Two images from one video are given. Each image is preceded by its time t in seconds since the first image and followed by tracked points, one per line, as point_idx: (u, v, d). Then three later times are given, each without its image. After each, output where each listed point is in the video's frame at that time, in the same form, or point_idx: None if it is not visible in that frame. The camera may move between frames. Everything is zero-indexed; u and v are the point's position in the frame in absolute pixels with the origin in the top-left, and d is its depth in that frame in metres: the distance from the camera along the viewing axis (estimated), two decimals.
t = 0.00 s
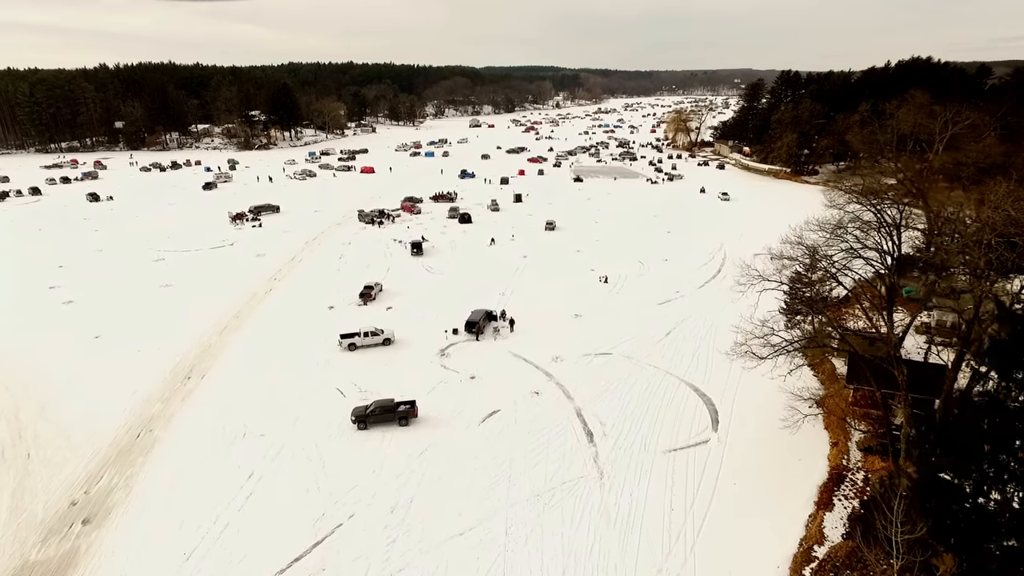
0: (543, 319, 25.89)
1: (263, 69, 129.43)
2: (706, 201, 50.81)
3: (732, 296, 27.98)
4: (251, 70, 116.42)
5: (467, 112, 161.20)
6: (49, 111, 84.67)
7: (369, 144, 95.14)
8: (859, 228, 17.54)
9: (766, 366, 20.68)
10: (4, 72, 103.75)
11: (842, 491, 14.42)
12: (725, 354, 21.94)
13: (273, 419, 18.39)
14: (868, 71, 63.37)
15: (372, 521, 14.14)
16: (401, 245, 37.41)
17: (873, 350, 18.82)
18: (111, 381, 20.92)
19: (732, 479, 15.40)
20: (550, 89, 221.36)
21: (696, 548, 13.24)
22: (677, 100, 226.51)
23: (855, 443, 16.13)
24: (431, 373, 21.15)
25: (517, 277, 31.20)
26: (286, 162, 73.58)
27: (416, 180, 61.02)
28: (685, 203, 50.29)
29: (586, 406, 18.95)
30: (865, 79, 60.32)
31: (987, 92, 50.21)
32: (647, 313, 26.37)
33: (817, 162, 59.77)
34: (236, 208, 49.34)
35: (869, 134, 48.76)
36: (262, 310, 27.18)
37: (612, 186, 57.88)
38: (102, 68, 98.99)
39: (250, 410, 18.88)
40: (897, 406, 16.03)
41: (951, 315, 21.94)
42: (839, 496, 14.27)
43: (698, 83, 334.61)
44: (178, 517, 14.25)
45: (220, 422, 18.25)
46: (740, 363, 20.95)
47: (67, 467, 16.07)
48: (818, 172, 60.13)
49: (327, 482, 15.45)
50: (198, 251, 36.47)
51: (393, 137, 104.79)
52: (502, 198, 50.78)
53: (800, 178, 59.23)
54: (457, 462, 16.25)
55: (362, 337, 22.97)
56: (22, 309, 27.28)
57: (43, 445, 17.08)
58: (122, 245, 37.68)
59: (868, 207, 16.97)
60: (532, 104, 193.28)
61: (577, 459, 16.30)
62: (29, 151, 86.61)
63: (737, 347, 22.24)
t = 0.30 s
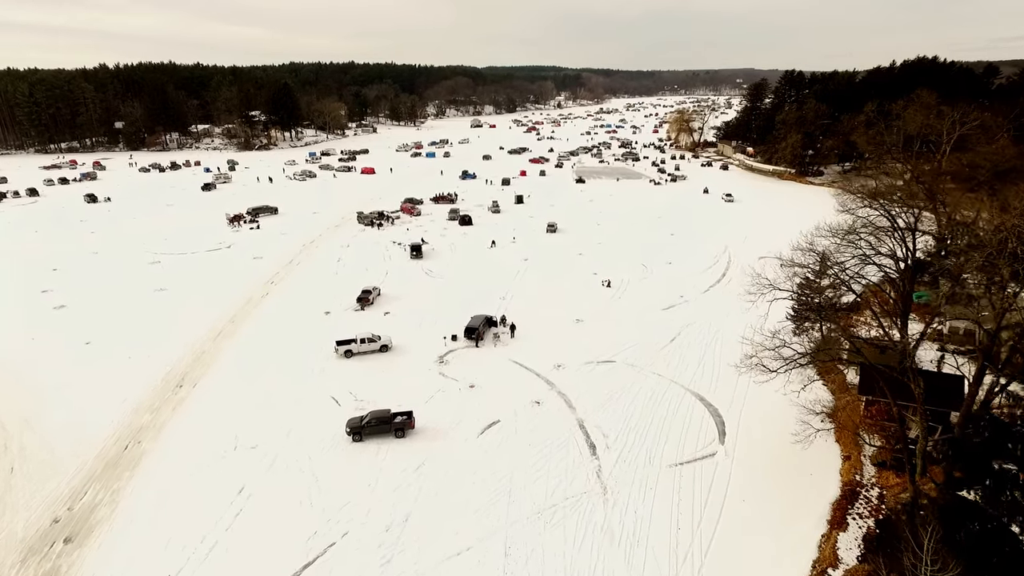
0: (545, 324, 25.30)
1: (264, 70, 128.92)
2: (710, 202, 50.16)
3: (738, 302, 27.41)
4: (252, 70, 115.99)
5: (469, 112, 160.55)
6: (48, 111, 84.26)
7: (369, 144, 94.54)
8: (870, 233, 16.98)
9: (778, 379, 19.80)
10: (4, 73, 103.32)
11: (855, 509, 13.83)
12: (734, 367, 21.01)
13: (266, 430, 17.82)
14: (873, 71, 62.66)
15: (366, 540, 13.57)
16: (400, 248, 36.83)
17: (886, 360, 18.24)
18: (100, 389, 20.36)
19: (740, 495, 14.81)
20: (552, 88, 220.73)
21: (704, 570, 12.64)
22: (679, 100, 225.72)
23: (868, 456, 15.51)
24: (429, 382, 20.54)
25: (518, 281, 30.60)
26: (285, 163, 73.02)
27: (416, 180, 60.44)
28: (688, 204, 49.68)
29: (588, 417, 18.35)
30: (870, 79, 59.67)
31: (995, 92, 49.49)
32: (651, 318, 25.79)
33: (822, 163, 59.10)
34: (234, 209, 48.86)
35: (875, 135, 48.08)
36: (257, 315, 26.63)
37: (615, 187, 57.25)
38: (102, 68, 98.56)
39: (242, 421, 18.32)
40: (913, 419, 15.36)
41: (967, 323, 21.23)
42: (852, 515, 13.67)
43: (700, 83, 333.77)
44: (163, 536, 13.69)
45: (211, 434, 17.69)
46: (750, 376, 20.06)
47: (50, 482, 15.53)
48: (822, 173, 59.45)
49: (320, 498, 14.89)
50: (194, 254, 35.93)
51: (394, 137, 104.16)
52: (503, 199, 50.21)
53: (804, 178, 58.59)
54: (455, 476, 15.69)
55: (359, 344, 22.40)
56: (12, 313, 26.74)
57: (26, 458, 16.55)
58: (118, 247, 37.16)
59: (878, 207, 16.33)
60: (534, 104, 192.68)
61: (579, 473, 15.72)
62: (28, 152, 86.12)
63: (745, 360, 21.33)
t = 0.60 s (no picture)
0: (546, 331, 24.68)
1: (263, 70, 128.27)
2: (713, 204, 49.54)
3: (743, 308, 26.78)
4: (250, 70, 115.34)
5: (469, 112, 160.13)
6: (45, 112, 83.69)
7: (369, 145, 93.91)
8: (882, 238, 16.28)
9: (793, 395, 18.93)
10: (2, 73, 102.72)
11: (870, 531, 13.16)
12: (742, 382, 20.01)
13: (255, 444, 17.21)
14: (878, 71, 61.95)
15: (357, 564, 12.93)
16: (398, 251, 36.23)
17: (900, 372, 17.58)
18: (85, 400, 19.73)
19: (748, 515, 14.17)
20: (553, 88, 219.88)
21: None
22: (681, 100, 225.14)
23: (881, 473, 14.87)
24: (425, 392, 19.91)
25: (518, 285, 30.00)
26: (284, 164, 72.45)
27: (415, 182, 59.85)
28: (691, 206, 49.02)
29: (590, 430, 17.71)
30: (874, 78, 59.06)
31: (1002, 92, 48.80)
32: (654, 325, 25.17)
33: (826, 164, 58.48)
34: (231, 211, 48.24)
35: (880, 135, 47.43)
36: (250, 321, 26.00)
37: (616, 188, 56.64)
38: (99, 67, 97.94)
39: (232, 434, 17.74)
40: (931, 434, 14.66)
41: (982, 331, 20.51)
42: (868, 537, 13.01)
43: (701, 83, 333.06)
44: (144, 560, 13.07)
45: (199, 448, 17.10)
46: (762, 394, 19.06)
47: (29, 500, 14.93)
48: (826, 174, 58.81)
49: (310, 518, 14.26)
50: (188, 257, 35.30)
51: (393, 138, 103.49)
52: (503, 201, 49.57)
53: (808, 180, 57.97)
54: (451, 494, 15.07)
55: (353, 352, 21.77)
56: None
57: (5, 474, 15.94)
58: (110, 251, 36.53)
59: (883, 209, 15.71)
60: (535, 104, 192.03)
61: (581, 491, 15.10)
62: (25, 153, 85.52)
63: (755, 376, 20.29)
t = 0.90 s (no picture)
0: (546, 339, 24.00)
1: (261, 70, 127.56)
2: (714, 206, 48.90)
3: (748, 316, 26.14)
4: (248, 70, 114.51)
5: (469, 112, 159.51)
6: (40, 112, 82.90)
7: (367, 146, 93.23)
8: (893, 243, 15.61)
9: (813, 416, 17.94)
10: None
11: (888, 557, 12.47)
12: (752, 401, 18.93)
13: (242, 461, 16.51)
14: (881, 71, 61.29)
15: None
16: (395, 255, 35.55)
17: (914, 383, 16.87)
18: (67, 412, 19.03)
19: (758, 538, 13.47)
20: (553, 88, 219.09)
21: None
22: (681, 100, 224.61)
23: (896, 494, 14.21)
24: (421, 404, 19.22)
25: (517, 291, 29.31)
26: (281, 165, 71.73)
27: (413, 183, 59.16)
28: (692, 208, 48.34)
29: (592, 445, 17.02)
30: (877, 78, 58.41)
31: (1007, 93, 48.16)
32: (656, 333, 24.53)
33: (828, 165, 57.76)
34: (226, 214, 47.55)
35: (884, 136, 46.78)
36: (241, 329, 25.28)
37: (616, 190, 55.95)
38: (95, 67, 97.21)
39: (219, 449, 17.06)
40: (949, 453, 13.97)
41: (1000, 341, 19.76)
42: (885, 564, 12.33)
43: (701, 83, 332.36)
44: None
45: (183, 464, 16.41)
46: (775, 414, 18.00)
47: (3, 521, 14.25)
48: (828, 175, 58.13)
49: (296, 542, 13.57)
50: (180, 261, 34.60)
51: (391, 138, 102.80)
52: (502, 203, 48.88)
53: (810, 181, 57.30)
54: (446, 515, 14.38)
55: (347, 362, 21.06)
56: None
57: None
58: (101, 255, 35.81)
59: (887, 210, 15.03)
60: (534, 105, 191.32)
61: (582, 512, 14.40)
62: (19, 154, 84.81)
63: (766, 394, 19.19)
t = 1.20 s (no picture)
0: (546, 347, 23.26)
1: (259, 70, 126.81)
2: (716, 207, 48.19)
3: (753, 324, 25.48)
4: (246, 70, 113.72)
5: (468, 112, 158.95)
6: (35, 113, 81.97)
7: (365, 146, 92.49)
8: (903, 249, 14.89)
9: (833, 443, 16.72)
10: None
11: None
12: (761, 415, 18.19)
13: (227, 479, 15.78)
14: (885, 70, 60.62)
15: None
16: (391, 259, 34.82)
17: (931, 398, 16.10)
18: (47, 426, 18.29)
19: (770, 565, 12.72)
20: (552, 88, 218.50)
21: None
22: (681, 100, 224.22)
23: (915, 518, 13.50)
24: (415, 418, 18.47)
25: (515, 296, 28.57)
26: (278, 166, 70.94)
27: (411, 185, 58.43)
28: (694, 210, 47.62)
29: (593, 462, 16.28)
30: (881, 78, 57.71)
31: (1013, 93, 47.50)
32: (658, 341, 23.81)
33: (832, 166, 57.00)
34: (220, 216, 46.84)
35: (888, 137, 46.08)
36: (231, 338, 24.55)
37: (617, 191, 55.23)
38: (91, 67, 96.45)
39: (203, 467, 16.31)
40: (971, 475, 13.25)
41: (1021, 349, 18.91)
42: None
43: (701, 83, 331.59)
44: None
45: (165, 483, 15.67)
46: (788, 433, 17.13)
47: None
48: (831, 176, 57.36)
49: (281, 570, 12.83)
50: (172, 265, 33.88)
51: (390, 138, 102.07)
52: (501, 205, 48.16)
53: (813, 182, 56.57)
54: (440, 540, 13.63)
55: (339, 373, 20.32)
56: None
57: None
58: (91, 259, 35.03)
59: (897, 214, 14.59)
60: (534, 105, 190.58)
61: (584, 537, 13.65)
62: (14, 154, 83.99)
63: (779, 415, 18.07)
